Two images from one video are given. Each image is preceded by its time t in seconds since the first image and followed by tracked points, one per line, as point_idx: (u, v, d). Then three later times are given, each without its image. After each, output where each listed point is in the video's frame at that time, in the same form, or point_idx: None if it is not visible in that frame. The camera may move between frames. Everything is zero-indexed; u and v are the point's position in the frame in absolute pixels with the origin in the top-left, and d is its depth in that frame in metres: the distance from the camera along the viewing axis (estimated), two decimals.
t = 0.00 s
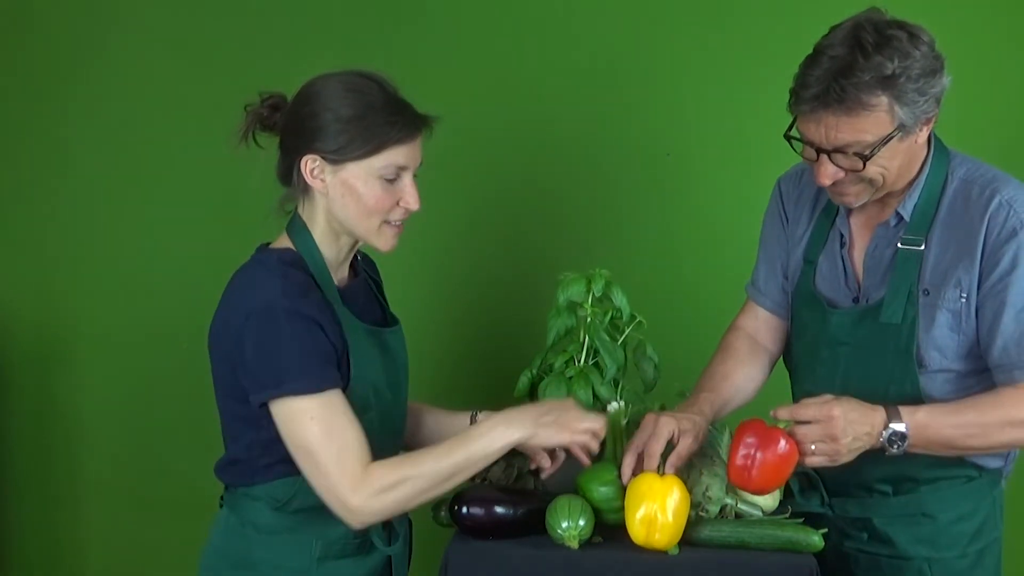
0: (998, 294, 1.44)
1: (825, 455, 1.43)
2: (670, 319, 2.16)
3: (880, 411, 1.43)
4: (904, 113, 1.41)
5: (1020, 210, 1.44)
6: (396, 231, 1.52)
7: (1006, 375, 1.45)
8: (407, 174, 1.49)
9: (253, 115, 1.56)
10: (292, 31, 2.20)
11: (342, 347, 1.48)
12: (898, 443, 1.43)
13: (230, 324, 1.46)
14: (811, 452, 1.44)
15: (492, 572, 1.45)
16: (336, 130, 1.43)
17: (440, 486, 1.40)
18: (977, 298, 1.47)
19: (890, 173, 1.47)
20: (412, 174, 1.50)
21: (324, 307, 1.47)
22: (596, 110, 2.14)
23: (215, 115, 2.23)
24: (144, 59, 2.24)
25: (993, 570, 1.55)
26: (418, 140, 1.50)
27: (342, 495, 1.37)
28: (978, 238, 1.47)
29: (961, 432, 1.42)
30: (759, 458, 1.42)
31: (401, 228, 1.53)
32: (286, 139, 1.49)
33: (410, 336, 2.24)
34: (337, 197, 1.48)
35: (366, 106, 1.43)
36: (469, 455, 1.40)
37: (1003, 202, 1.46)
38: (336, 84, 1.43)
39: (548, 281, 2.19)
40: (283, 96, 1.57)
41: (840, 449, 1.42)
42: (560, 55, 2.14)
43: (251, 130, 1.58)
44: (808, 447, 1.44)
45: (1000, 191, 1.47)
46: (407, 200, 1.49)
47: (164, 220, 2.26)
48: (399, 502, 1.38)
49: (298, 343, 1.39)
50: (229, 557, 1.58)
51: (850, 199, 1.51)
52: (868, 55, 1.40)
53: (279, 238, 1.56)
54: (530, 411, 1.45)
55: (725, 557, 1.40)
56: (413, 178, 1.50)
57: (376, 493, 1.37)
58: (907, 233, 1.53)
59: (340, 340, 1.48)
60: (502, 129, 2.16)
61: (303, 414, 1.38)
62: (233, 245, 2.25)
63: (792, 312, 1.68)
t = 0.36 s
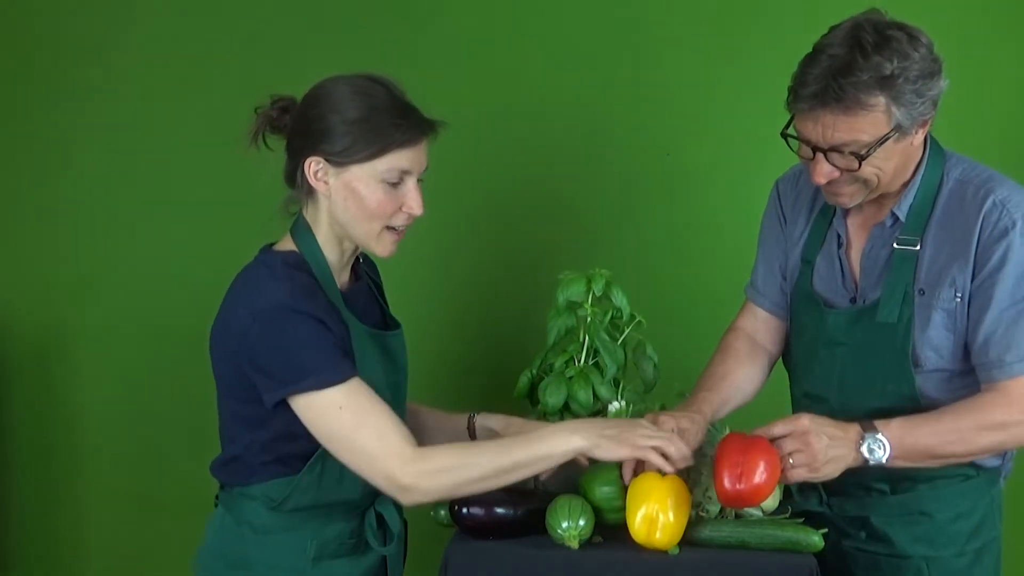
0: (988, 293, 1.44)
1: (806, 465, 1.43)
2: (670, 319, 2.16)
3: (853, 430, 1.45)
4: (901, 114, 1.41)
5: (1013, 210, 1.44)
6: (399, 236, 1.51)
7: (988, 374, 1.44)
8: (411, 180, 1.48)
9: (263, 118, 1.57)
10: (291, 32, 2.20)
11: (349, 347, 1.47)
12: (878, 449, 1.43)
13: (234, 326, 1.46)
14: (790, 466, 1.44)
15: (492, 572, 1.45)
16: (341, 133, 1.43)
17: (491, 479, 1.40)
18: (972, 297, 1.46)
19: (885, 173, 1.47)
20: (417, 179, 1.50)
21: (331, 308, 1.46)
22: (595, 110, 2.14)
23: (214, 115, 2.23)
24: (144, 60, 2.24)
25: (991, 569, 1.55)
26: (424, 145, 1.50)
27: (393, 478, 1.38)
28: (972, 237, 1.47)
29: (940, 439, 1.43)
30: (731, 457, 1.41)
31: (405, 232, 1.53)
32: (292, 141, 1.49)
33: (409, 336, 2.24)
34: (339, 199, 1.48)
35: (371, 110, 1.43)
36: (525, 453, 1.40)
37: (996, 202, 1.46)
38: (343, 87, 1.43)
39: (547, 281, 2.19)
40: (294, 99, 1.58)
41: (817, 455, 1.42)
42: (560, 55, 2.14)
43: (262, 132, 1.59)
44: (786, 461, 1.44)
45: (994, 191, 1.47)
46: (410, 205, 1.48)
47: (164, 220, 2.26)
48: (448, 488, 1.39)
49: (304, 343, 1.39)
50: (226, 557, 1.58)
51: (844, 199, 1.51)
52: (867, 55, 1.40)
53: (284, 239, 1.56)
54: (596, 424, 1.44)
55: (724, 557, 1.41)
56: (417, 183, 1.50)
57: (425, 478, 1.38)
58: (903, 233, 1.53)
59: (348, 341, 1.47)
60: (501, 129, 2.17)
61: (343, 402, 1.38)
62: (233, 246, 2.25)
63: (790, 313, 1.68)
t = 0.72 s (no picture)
0: (985, 294, 1.44)
1: (801, 477, 1.43)
2: (670, 319, 2.16)
3: (847, 438, 1.45)
4: (901, 114, 1.41)
5: (1010, 211, 1.44)
6: (405, 236, 1.51)
7: (983, 374, 1.44)
8: (416, 178, 1.48)
9: (271, 120, 1.57)
10: (291, 31, 2.20)
11: (349, 348, 1.48)
12: (873, 457, 1.43)
13: (237, 327, 1.46)
14: (786, 477, 1.44)
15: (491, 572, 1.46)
16: (346, 132, 1.43)
17: (463, 486, 1.41)
18: (969, 298, 1.46)
19: (883, 174, 1.47)
20: (422, 177, 1.50)
21: (332, 311, 1.47)
22: (595, 111, 2.14)
23: (214, 115, 2.23)
24: (143, 60, 2.24)
25: (989, 568, 1.55)
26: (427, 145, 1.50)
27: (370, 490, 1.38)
28: (969, 238, 1.47)
29: (936, 443, 1.43)
30: (729, 469, 1.41)
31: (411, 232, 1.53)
32: (298, 140, 1.49)
33: (410, 336, 2.24)
34: (343, 200, 1.48)
35: (376, 109, 1.43)
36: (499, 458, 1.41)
37: (994, 203, 1.46)
38: (349, 87, 1.43)
39: (547, 281, 2.19)
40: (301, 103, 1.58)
41: (812, 466, 1.42)
42: (559, 55, 2.14)
43: (270, 135, 1.58)
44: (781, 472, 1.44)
45: (992, 192, 1.47)
46: (415, 204, 1.48)
47: (164, 220, 2.26)
48: (425, 498, 1.39)
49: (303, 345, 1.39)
50: (227, 558, 1.58)
51: (842, 199, 1.51)
52: (869, 54, 1.40)
53: (288, 240, 1.56)
54: (565, 415, 1.47)
55: (724, 557, 1.41)
56: (422, 181, 1.50)
57: (403, 489, 1.38)
58: (901, 233, 1.53)
59: (349, 343, 1.48)
60: (501, 129, 2.17)
61: (322, 411, 1.38)
62: (233, 245, 2.25)
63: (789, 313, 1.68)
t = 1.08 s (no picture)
0: (989, 295, 1.43)
1: (806, 478, 1.43)
2: (670, 319, 2.16)
3: (853, 442, 1.45)
4: (910, 116, 1.41)
5: (1014, 212, 1.44)
6: (406, 235, 1.51)
7: (988, 376, 1.44)
8: (416, 177, 1.48)
9: (273, 120, 1.57)
10: (293, 31, 2.20)
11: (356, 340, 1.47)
12: (877, 459, 1.43)
13: (241, 326, 1.45)
14: (791, 478, 1.44)
15: (492, 572, 1.46)
16: (345, 132, 1.43)
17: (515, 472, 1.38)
18: (973, 299, 1.46)
19: (887, 175, 1.47)
20: (422, 176, 1.49)
21: (338, 305, 1.46)
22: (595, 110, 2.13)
23: (214, 115, 2.23)
24: (144, 59, 2.24)
25: (990, 568, 1.54)
26: (427, 143, 1.50)
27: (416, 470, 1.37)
28: (973, 239, 1.47)
29: (940, 446, 1.42)
30: (738, 468, 1.41)
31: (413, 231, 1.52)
32: (298, 139, 1.50)
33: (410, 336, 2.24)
34: (344, 198, 1.48)
35: (374, 108, 1.43)
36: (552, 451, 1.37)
37: (998, 204, 1.46)
38: (349, 87, 1.43)
39: (548, 281, 2.19)
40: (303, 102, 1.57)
41: (817, 467, 1.42)
42: (560, 55, 2.13)
43: (272, 135, 1.59)
44: (787, 474, 1.44)
45: (996, 193, 1.47)
46: (415, 202, 1.48)
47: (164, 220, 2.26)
48: (476, 476, 1.38)
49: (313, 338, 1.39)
50: (227, 557, 1.58)
51: (844, 199, 1.50)
52: (882, 55, 1.39)
53: (290, 239, 1.56)
54: (624, 428, 1.40)
55: (724, 557, 1.41)
56: (422, 180, 1.49)
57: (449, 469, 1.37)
58: (905, 234, 1.53)
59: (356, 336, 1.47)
60: (503, 129, 2.17)
61: (363, 394, 1.37)
62: (234, 245, 2.25)
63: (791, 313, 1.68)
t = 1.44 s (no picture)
0: (995, 299, 1.43)
1: (816, 470, 1.43)
2: (671, 319, 2.15)
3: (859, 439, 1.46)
4: (926, 120, 1.41)
5: (1020, 215, 1.44)
6: (407, 234, 1.51)
7: (996, 380, 1.44)
8: (414, 177, 1.48)
9: (275, 121, 1.57)
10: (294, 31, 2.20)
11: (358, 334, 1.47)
12: (884, 456, 1.43)
13: (246, 325, 1.45)
14: (802, 469, 1.44)
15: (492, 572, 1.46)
16: (343, 133, 1.43)
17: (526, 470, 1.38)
18: (977, 301, 1.46)
19: (900, 179, 1.47)
20: (422, 176, 1.49)
21: (341, 303, 1.46)
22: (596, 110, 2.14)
23: (215, 115, 2.23)
24: (144, 59, 2.24)
25: (991, 568, 1.55)
26: (426, 142, 1.50)
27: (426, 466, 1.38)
28: (978, 242, 1.46)
29: (946, 446, 1.43)
30: (751, 451, 1.42)
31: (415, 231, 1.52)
32: (299, 140, 1.50)
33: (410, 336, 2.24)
34: (344, 198, 1.48)
35: (372, 108, 1.43)
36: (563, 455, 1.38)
37: (1003, 207, 1.45)
38: (348, 87, 1.43)
39: (549, 281, 2.19)
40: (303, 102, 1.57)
41: (827, 457, 1.42)
42: (561, 54, 2.13)
43: (273, 135, 1.58)
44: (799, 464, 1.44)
45: (1001, 196, 1.47)
46: (414, 202, 1.48)
47: (165, 220, 2.26)
48: (486, 472, 1.38)
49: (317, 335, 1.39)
50: (228, 557, 1.58)
51: (854, 202, 1.51)
52: (899, 59, 1.38)
53: (291, 240, 1.56)
54: (636, 434, 1.40)
55: (724, 558, 1.41)
56: (422, 180, 1.49)
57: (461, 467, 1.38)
58: (909, 235, 1.53)
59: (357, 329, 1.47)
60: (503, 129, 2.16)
61: (377, 394, 1.37)
62: (234, 245, 2.25)
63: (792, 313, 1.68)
